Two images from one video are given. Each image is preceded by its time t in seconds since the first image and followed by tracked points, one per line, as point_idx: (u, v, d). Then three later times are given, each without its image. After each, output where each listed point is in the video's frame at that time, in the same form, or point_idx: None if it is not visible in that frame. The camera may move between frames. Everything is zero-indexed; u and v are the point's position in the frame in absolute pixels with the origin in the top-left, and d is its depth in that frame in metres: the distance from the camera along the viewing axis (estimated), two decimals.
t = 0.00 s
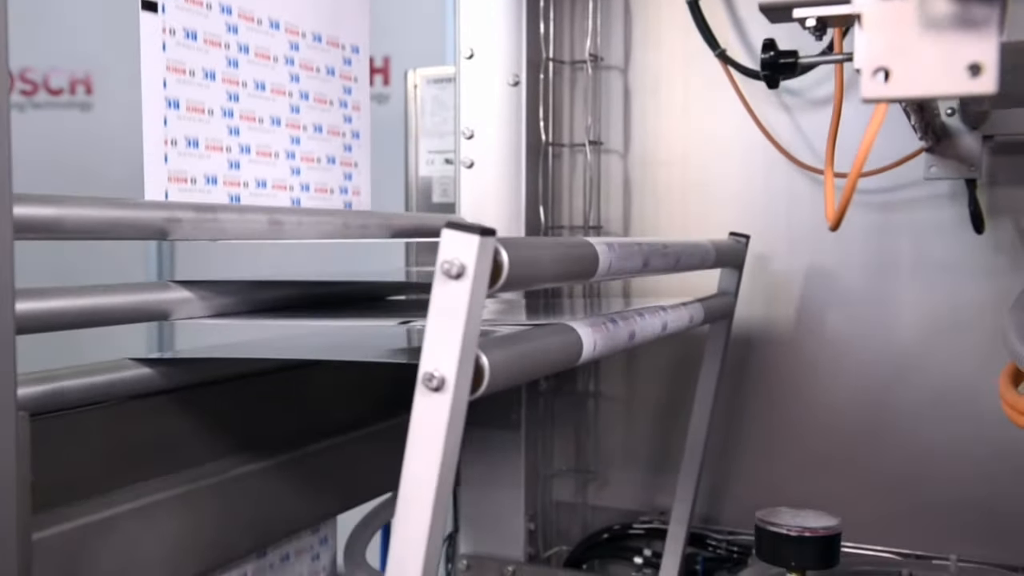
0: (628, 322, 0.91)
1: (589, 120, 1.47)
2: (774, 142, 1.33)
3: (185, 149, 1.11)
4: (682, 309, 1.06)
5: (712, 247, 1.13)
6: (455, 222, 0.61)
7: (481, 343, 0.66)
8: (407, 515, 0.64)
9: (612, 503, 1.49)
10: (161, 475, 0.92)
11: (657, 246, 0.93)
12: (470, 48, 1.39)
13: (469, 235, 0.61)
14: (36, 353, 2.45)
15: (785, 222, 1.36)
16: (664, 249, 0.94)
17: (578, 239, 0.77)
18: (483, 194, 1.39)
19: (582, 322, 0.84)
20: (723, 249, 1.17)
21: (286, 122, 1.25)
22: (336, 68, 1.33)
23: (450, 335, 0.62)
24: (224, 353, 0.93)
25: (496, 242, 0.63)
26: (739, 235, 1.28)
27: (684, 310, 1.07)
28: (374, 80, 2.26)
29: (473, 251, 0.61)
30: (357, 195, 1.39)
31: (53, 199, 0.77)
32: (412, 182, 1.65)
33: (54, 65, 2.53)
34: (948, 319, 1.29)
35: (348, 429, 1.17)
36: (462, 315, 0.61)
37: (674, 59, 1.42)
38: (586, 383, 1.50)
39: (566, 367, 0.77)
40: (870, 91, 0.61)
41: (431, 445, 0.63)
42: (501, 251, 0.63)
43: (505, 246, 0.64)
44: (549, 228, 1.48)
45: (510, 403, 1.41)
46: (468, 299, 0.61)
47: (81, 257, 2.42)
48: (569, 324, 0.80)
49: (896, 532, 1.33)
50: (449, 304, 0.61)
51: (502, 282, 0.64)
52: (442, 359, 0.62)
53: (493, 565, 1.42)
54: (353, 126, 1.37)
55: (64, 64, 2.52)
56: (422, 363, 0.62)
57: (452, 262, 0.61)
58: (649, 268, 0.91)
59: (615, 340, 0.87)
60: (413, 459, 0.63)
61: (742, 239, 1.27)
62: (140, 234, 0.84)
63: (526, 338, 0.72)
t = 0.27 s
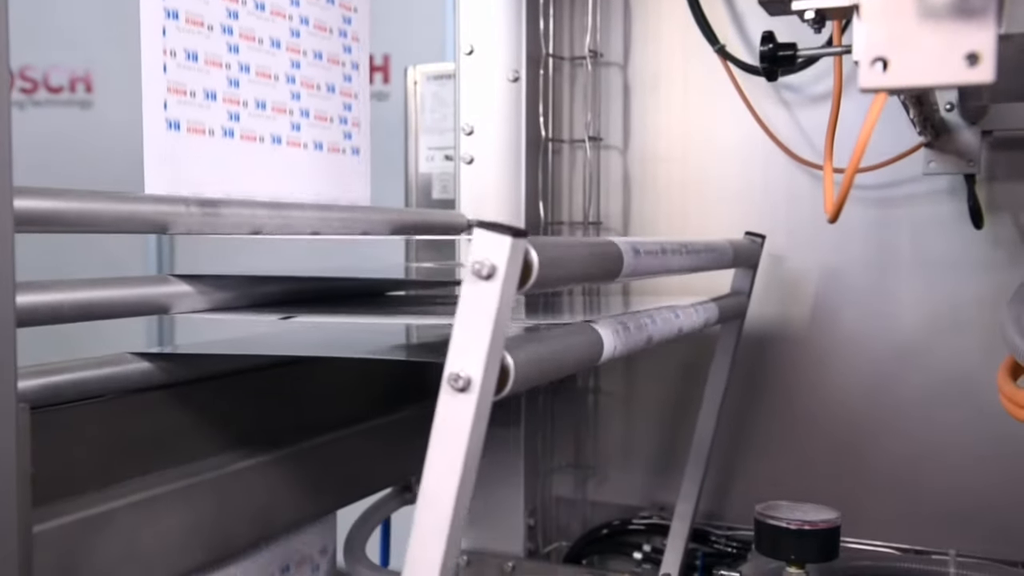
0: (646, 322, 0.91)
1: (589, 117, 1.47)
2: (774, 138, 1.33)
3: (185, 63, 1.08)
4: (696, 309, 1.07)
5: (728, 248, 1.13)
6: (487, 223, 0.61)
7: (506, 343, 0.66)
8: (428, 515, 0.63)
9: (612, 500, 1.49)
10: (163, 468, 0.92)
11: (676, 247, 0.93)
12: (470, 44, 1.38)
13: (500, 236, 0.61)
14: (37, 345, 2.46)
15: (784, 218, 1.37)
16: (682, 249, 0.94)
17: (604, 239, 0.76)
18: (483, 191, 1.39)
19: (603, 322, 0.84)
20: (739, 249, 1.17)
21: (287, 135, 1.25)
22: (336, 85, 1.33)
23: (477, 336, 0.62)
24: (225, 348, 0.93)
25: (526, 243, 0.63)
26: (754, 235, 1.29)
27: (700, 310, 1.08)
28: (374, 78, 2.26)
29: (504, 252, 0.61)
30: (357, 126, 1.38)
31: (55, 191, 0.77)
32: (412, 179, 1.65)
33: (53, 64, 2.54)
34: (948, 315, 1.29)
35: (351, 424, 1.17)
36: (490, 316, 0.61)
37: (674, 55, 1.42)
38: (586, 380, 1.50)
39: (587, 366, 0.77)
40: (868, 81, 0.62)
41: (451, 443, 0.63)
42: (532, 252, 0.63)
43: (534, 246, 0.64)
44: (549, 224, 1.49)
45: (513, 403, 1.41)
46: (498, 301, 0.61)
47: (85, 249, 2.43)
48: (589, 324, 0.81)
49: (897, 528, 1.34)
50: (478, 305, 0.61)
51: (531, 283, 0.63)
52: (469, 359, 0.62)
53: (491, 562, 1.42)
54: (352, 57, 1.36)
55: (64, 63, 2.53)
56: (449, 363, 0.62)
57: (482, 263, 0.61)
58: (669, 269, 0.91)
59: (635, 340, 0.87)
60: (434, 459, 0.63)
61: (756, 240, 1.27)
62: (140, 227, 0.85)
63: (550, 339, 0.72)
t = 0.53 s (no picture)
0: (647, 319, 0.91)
1: (588, 115, 1.48)
2: (774, 137, 1.33)
3: None
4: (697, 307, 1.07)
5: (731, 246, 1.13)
6: (493, 219, 0.61)
7: (511, 339, 0.67)
8: (431, 511, 0.63)
9: (612, 498, 1.49)
10: (162, 465, 0.92)
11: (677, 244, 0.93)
12: (469, 43, 1.39)
13: (507, 233, 0.61)
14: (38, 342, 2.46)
15: (784, 214, 1.37)
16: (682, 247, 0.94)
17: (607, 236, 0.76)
18: (483, 189, 1.40)
19: (605, 319, 0.84)
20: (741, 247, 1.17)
21: (287, 130, 1.25)
22: (336, 19, 1.33)
23: (481, 333, 0.62)
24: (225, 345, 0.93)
25: (531, 239, 0.63)
26: (758, 235, 1.28)
27: (701, 308, 1.08)
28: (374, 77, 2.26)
29: (509, 250, 0.61)
30: (357, 62, 1.38)
31: (55, 188, 0.77)
32: (412, 177, 1.65)
33: (53, 63, 2.54)
34: (947, 314, 1.29)
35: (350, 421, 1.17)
36: (496, 312, 0.61)
37: (673, 54, 1.42)
38: (585, 377, 1.50)
39: (589, 363, 0.77)
40: (867, 75, 0.62)
41: (454, 440, 0.63)
42: (537, 250, 0.63)
43: (540, 243, 0.63)
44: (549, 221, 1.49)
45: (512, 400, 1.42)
46: (502, 298, 0.61)
47: (86, 245, 2.44)
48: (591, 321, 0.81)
49: (897, 525, 1.34)
50: (484, 301, 0.62)
51: (536, 279, 0.63)
52: (472, 356, 0.62)
53: (491, 558, 1.43)
54: None
55: (64, 62, 2.53)
56: (452, 359, 0.63)
57: (487, 259, 0.61)
58: (672, 267, 0.91)
59: (637, 337, 0.87)
60: (436, 455, 0.63)
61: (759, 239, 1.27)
62: (141, 224, 0.85)
63: (552, 336, 0.72)
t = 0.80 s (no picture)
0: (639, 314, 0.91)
1: (588, 114, 1.48)
2: (773, 135, 1.33)
3: None
4: (691, 303, 1.07)
5: (723, 243, 1.13)
6: (480, 212, 0.62)
7: (503, 334, 0.67)
8: (422, 507, 0.63)
9: (612, 497, 1.49)
10: (162, 463, 0.92)
11: (669, 240, 0.93)
12: (470, 41, 1.38)
13: (492, 227, 0.61)
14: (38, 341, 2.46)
15: (783, 213, 1.37)
16: (676, 242, 0.94)
17: (597, 231, 0.76)
18: (482, 188, 1.39)
19: (598, 315, 0.84)
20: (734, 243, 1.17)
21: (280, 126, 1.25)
22: None
23: (469, 327, 0.62)
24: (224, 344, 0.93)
25: (517, 232, 0.63)
26: (750, 231, 1.28)
27: (693, 303, 1.08)
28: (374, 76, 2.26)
29: (495, 242, 0.61)
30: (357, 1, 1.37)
31: (57, 187, 0.77)
32: (412, 176, 1.65)
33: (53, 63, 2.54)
34: (947, 313, 1.29)
35: (351, 420, 1.17)
36: (483, 305, 0.61)
37: (673, 53, 1.42)
38: (585, 376, 1.50)
39: (580, 358, 0.77)
40: (868, 73, 0.62)
41: (445, 435, 0.63)
42: (524, 242, 0.63)
43: (525, 236, 0.63)
44: (549, 220, 1.49)
45: (508, 396, 1.42)
46: (488, 290, 0.61)
47: (86, 243, 2.44)
48: (584, 316, 0.81)
49: (896, 525, 1.34)
50: (470, 295, 0.62)
51: (522, 274, 0.63)
52: (460, 349, 0.62)
53: (492, 557, 1.44)
54: None
55: (64, 62, 2.53)
56: (441, 353, 0.63)
57: (473, 253, 0.61)
58: (662, 262, 0.91)
59: (629, 332, 0.87)
60: (426, 450, 0.63)
61: (752, 235, 1.28)
62: (141, 222, 0.85)
63: (545, 331, 0.72)
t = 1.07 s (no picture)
0: (630, 312, 0.91)
1: (588, 114, 1.48)
2: (773, 133, 1.33)
3: None
4: (684, 301, 1.07)
5: (716, 241, 1.13)
6: (467, 208, 0.61)
7: (488, 330, 0.67)
8: (414, 503, 0.63)
9: (612, 497, 1.49)
10: (162, 462, 0.92)
11: (661, 238, 0.93)
12: (470, 41, 1.38)
13: (479, 222, 0.61)
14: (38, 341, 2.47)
15: (784, 212, 1.37)
16: (668, 241, 0.94)
17: (583, 227, 0.76)
18: (482, 188, 1.39)
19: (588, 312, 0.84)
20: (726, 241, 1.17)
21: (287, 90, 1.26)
22: None
23: (457, 321, 0.62)
24: (223, 343, 0.93)
25: (504, 229, 0.63)
26: (743, 227, 1.29)
27: (686, 302, 1.08)
28: (374, 76, 2.26)
29: (482, 238, 0.61)
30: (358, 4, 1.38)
31: (57, 187, 0.77)
32: (412, 176, 1.65)
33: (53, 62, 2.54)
34: (947, 313, 1.29)
35: (350, 420, 1.17)
36: (470, 301, 0.61)
37: (673, 53, 1.42)
38: (586, 375, 1.50)
39: (572, 355, 0.78)
40: (867, 73, 0.62)
41: (436, 431, 0.63)
42: (510, 239, 0.63)
43: (513, 232, 0.64)
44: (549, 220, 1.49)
45: (504, 395, 1.42)
46: (476, 285, 0.61)
47: (87, 243, 2.45)
48: (573, 313, 0.81)
49: (896, 525, 1.34)
50: (457, 290, 0.62)
51: (509, 268, 0.64)
52: (449, 344, 0.62)
53: (491, 557, 1.44)
54: None
55: (64, 62, 2.53)
56: (430, 348, 0.63)
57: (461, 248, 0.61)
58: (654, 260, 0.91)
59: (620, 329, 0.87)
60: (421, 448, 0.63)
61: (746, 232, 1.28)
62: (141, 222, 0.85)
63: (533, 326, 0.72)
